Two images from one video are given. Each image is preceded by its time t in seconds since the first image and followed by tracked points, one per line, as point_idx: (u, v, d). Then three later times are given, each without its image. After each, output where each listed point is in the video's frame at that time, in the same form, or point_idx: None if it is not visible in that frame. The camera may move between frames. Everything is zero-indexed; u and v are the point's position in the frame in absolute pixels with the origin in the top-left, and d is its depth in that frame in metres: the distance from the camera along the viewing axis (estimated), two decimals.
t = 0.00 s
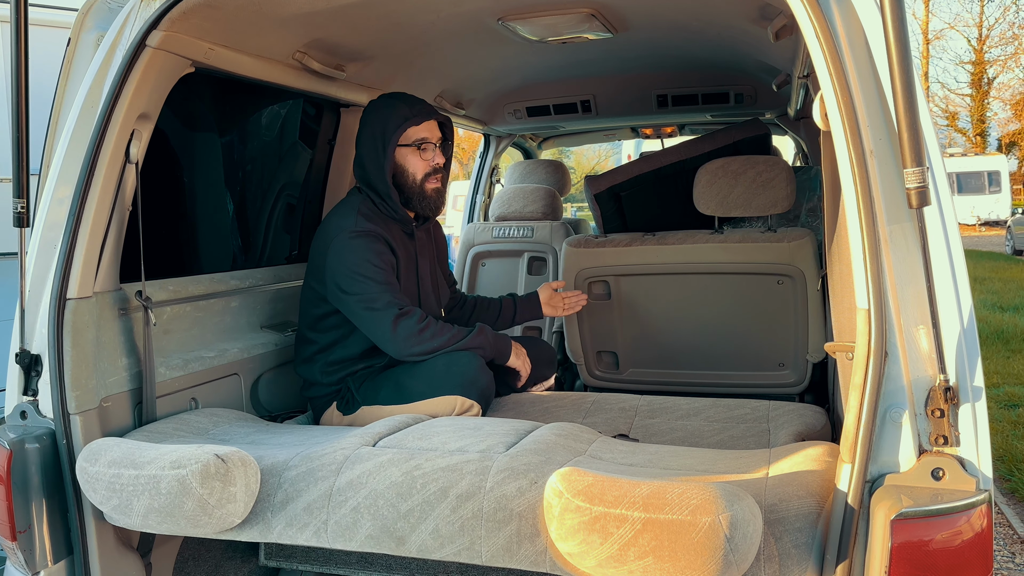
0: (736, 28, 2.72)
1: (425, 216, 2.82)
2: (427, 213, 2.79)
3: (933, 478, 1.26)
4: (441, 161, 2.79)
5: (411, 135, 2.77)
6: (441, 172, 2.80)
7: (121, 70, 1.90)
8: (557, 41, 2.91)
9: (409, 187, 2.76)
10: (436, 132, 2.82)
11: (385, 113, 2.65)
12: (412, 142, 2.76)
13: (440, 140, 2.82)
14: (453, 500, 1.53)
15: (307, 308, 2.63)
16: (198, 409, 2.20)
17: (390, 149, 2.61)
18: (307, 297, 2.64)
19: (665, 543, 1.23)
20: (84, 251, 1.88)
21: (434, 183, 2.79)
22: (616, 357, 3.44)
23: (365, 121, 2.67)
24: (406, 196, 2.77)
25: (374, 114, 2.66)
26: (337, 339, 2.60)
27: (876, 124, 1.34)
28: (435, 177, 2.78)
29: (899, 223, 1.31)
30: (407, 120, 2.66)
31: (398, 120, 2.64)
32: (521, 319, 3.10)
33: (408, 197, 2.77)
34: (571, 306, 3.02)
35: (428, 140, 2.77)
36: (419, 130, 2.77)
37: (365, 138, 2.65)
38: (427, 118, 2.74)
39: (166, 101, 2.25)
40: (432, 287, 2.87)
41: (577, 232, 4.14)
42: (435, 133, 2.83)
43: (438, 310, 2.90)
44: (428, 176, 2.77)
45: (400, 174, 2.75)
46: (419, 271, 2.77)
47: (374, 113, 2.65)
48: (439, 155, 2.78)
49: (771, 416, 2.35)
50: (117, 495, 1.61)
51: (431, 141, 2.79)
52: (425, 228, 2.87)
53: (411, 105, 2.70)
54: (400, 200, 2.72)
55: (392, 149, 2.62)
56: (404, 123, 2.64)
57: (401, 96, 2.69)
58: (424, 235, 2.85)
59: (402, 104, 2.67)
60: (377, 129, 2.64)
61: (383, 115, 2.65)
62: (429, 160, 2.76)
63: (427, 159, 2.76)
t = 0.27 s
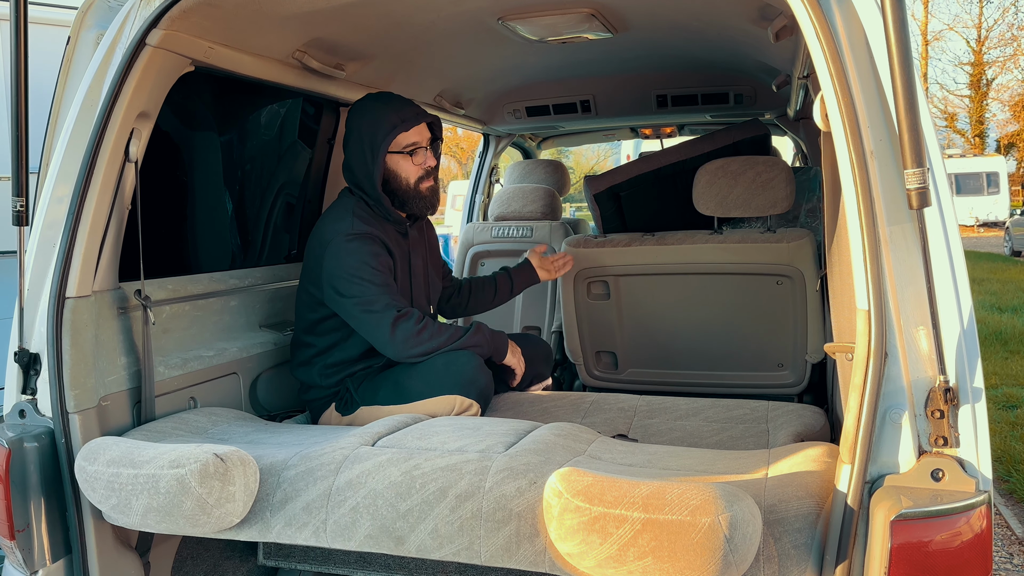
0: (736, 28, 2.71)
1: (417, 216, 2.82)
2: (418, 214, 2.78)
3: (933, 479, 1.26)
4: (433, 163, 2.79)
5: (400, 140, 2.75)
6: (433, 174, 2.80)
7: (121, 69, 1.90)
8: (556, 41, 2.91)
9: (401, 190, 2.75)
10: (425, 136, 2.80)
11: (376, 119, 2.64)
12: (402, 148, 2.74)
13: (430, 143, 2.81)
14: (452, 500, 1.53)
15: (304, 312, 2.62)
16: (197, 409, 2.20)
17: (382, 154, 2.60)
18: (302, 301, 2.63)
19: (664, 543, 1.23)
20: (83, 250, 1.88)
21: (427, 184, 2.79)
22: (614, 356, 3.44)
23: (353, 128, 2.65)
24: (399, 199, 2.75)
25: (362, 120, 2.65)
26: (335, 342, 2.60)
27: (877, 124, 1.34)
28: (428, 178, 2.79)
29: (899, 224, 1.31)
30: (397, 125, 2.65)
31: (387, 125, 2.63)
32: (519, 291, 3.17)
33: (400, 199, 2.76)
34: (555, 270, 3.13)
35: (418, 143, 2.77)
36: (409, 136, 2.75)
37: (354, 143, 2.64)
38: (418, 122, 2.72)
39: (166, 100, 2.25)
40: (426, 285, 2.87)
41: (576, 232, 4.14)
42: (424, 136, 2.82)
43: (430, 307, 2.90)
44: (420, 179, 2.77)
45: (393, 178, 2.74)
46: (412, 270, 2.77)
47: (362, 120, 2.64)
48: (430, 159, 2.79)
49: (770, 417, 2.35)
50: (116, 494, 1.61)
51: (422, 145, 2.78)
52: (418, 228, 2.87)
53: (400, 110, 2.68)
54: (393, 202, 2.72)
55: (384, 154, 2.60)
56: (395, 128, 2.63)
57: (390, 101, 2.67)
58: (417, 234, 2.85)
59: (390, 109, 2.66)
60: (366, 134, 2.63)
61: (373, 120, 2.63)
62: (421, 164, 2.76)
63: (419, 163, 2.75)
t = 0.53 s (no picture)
0: (736, 28, 2.71)
1: (416, 217, 2.79)
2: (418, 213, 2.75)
3: (934, 479, 1.26)
4: (433, 161, 2.77)
5: (402, 135, 2.74)
6: (431, 172, 2.77)
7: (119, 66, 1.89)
8: (556, 39, 2.90)
9: (396, 187, 2.72)
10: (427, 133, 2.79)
11: (378, 111, 2.64)
12: (403, 143, 2.73)
13: (430, 140, 2.80)
14: (452, 500, 1.53)
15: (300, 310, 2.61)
16: (195, 407, 2.19)
17: (382, 147, 2.60)
18: (298, 300, 2.63)
19: (665, 544, 1.22)
20: (81, 248, 1.87)
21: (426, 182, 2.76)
22: (614, 356, 3.43)
23: (357, 119, 2.66)
24: (396, 195, 2.73)
25: (367, 112, 2.65)
26: (329, 339, 2.60)
27: (879, 124, 1.34)
28: (427, 176, 2.75)
29: (900, 223, 1.31)
30: (399, 117, 2.64)
31: (390, 117, 2.63)
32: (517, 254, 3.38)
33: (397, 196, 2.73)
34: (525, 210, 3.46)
35: (420, 139, 2.75)
36: (410, 131, 2.75)
37: (356, 136, 2.64)
38: (420, 118, 2.72)
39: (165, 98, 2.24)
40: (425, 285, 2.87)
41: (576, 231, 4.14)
42: (425, 134, 2.81)
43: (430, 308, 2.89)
44: (419, 176, 2.74)
45: (391, 173, 2.71)
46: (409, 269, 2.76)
47: (366, 112, 2.64)
48: (430, 155, 2.77)
49: (770, 417, 2.34)
50: (114, 492, 1.60)
51: (423, 141, 2.76)
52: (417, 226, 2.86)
53: (404, 104, 2.68)
54: (390, 199, 2.70)
55: (384, 147, 2.60)
56: (397, 122, 2.62)
57: (394, 96, 2.68)
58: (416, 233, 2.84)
59: (394, 104, 2.66)
60: (369, 127, 2.63)
61: (375, 113, 2.63)
62: (420, 160, 2.74)
63: (418, 159, 2.74)
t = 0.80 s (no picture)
0: (735, 26, 2.70)
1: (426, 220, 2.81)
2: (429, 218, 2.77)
3: (933, 481, 1.25)
4: (448, 166, 2.74)
5: (420, 138, 2.71)
6: (445, 178, 2.74)
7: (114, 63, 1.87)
8: (554, 38, 2.89)
9: (411, 191, 2.71)
10: (445, 138, 2.76)
11: (395, 112, 2.62)
12: (420, 146, 2.70)
13: (447, 146, 2.77)
14: (448, 501, 1.52)
15: (301, 305, 2.61)
16: (190, 407, 2.18)
17: (398, 150, 2.58)
18: (300, 294, 2.63)
19: (663, 545, 1.21)
20: (75, 246, 1.86)
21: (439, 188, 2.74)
22: (611, 356, 3.43)
23: (376, 119, 2.64)
24: (408, 199, 2.72)
25: (385, 112, 2.63)
26: (327, 339, 2.58)
27: (878, 123, 1.33)
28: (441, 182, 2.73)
29: (899, 223, 1.30)
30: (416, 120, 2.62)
31: (409, 119, 2.61)
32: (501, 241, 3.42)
33: (409, 199, 2.73)
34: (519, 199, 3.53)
35: (437, 144, 2.72)
36: (428, 135, 2.71)
37: (373, 136, 2.62)
38: (438, 123, 2.69)
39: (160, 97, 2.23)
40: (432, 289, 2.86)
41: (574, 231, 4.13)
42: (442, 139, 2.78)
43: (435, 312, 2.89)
44: (433, 180, 2.72)
45: (405, 176, 2.69)
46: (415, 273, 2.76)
47: (384, 112, 2.62)
48: (446, 161, 2.74)
49: (767, 417, 2.34)
50: (108, 493, 1.59)
51: (440, 146, 2.73)
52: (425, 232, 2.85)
53: (422, 107, 2.66)
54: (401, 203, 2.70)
55: (401, 148, 2.59)
56: (414, 125, 2.60)
57: (413, 98, 2.65)
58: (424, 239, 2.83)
59: (412, 106, 2.64)
60: (386, 128, 2.61)
61: (393, 114, 2.61)
62: (436, 165, 2.71)
63: (434, 164, 2.71)
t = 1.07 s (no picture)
0: (734, 26, 2.68)
1: (437, 227, 2.81)
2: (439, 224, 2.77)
3: (936, 485, 1.24)
4: (464, 175, 2.77)
5: (440, 146, 2.72)
6: (461, 186, 2.76)
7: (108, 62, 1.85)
8: (552, 37, 2.88)
9: (426, 197, 2.73)
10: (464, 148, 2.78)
11: (419, 117, 2.63)
12: (439, 153, 2.72)
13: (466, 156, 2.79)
14: (446, 505, 1.50)
15: (306, 298, 2.62)
16: (185, 409, 2.16)
17: (417, 154, 2.59)
18: (306, 288, 2.63)
19: (664, 550, 1.20)
20: (69, 247, 1.84)
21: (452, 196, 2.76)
22: (609, 357, 3.42)
23: (399, 120, 2.63)
24: (422, 203, 2.74)
25: (409, 115, 2.63)
26: (331, 333, 2.58)
27: (880, 123, 1.32)
28: (456, 189, 2.75)
29: (902, 224, 1.29)
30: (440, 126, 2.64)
31: (433, 125, 2.63)
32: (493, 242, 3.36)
33: (423, 204, 2.74)
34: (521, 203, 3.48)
35: (455, 152, 2.75)
36: (448, 143, 2.73)
37: (395, 137, 2.62)
38: (460, 132, 2.71)
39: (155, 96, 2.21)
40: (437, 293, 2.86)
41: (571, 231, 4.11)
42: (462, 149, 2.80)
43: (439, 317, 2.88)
44: (448, 188, 2.74)
45: (422, 181, 2.71)
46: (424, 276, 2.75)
47: (407, 116, 2.62)
48: (463, 170, 2.76)
49: (766, 419, 2.32)
50: (101, 497, 1.57)
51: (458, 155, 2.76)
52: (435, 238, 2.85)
53: (446, 114, 2.68)
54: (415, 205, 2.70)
55: (422, 152, 2.59)
56: (437, 131, 2.62)
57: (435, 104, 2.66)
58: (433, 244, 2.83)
59: (437, 113, 2.65)
60: (409, 132, 2.61)
61: (415, 118, 2.62)
62: (453, 173, 2.73)
63: (451, 171, 2.73)
